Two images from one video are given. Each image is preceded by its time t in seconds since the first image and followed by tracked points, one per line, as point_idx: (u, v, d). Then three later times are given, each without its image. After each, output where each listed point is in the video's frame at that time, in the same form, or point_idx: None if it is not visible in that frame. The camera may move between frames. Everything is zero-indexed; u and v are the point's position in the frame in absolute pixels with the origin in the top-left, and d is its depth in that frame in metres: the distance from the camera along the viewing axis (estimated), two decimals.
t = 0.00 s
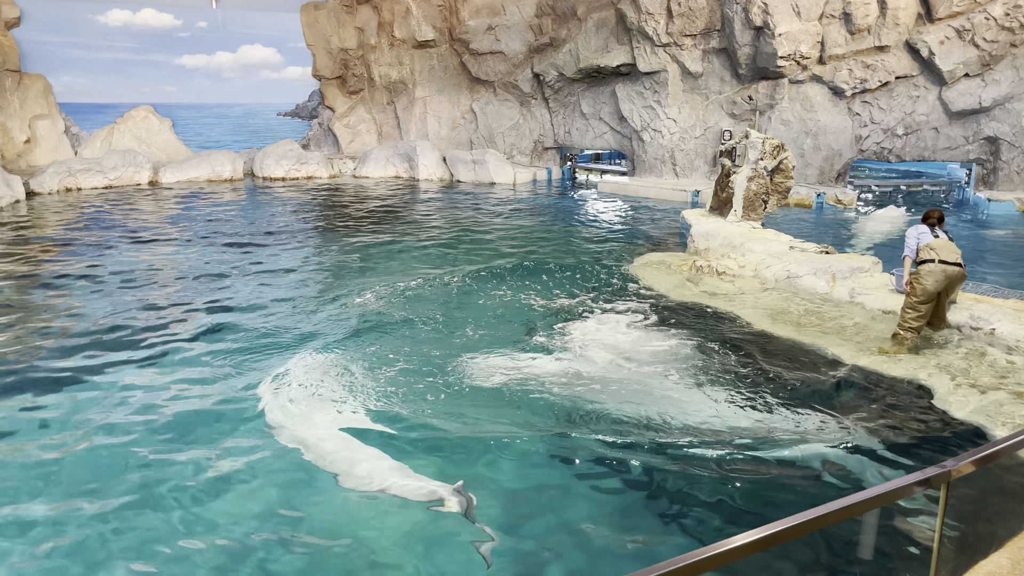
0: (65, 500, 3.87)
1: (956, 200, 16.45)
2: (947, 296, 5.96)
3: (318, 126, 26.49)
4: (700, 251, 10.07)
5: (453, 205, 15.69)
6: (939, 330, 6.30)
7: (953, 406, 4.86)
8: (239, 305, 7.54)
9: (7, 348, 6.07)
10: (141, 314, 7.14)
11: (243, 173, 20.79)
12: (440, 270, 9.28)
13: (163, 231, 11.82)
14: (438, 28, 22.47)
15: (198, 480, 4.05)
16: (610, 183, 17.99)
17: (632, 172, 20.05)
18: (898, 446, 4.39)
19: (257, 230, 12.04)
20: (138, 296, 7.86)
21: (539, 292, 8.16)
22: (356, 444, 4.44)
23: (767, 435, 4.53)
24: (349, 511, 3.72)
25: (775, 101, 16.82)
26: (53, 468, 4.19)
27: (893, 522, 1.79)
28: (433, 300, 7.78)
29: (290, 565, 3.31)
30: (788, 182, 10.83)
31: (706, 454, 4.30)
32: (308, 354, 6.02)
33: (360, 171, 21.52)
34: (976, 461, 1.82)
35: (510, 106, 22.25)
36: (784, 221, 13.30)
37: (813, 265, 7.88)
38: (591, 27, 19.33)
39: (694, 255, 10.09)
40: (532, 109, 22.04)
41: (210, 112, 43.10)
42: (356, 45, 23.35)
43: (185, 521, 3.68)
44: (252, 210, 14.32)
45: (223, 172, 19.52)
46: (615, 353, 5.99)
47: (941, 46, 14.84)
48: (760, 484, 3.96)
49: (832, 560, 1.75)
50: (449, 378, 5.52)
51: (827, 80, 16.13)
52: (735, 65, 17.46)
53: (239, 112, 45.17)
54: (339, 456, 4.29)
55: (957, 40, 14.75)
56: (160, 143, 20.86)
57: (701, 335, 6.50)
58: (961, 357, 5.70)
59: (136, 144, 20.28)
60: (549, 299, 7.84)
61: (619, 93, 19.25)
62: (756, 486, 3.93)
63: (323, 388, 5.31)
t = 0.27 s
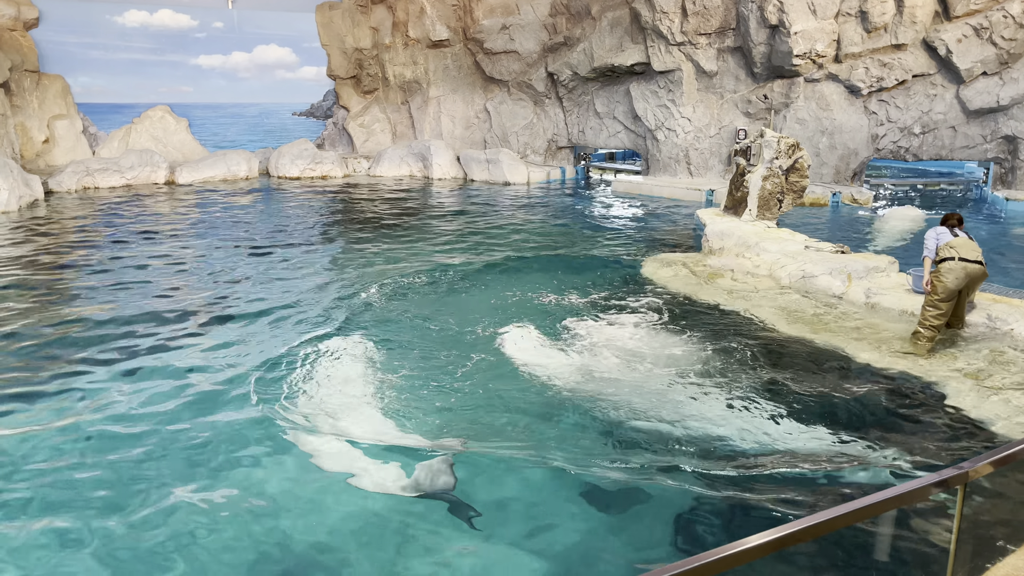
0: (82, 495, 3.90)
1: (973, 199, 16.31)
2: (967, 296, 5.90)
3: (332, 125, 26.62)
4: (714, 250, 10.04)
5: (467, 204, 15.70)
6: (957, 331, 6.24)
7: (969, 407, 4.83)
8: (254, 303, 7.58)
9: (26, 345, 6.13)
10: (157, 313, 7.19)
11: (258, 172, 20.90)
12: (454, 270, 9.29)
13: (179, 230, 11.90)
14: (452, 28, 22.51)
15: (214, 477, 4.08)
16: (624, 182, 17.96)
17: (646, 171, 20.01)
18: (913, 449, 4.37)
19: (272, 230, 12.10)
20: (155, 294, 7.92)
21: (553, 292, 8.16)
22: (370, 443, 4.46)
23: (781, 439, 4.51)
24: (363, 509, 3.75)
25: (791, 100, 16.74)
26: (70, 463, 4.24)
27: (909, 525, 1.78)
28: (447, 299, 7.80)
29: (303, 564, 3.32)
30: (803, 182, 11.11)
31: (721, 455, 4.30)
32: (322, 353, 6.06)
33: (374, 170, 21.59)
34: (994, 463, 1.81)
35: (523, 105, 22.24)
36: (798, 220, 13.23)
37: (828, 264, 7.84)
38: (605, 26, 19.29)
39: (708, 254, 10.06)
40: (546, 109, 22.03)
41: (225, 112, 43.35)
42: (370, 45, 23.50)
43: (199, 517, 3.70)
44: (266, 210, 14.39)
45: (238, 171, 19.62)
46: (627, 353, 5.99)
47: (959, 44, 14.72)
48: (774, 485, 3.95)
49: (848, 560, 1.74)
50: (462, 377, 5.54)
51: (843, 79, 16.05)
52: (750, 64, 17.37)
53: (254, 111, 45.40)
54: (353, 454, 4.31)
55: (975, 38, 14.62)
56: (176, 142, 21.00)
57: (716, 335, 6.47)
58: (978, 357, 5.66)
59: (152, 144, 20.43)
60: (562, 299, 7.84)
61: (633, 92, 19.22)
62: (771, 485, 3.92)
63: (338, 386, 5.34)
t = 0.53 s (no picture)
0: (95, 496, 3.94)
1: (987, 199, 16.19)
2: (981, 298, 5.85)
3: (344, 127, 26.72)
4: (725, 251, 10.01)
5: (477, 205, 15.72)
6: (972, 333, 6.20)
7: (983, 409, 4.80)
8: (266, 304, 7.62)
9: (41, 346, 6.18)
10: (170, 313, 7.23)
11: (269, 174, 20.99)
12: (465, 270, 9.30)
13: (192, 231, 11.97)
14: (463, 29, 22.53)
15: (226, 482, 4.11)
16: (635, 182, 17.94)
17: (657, 172, 19.98)
18: (926, 451, 4.34)
19: (284, 231, 12.14)
20: (168, 295, 7.97)
21: (563, 292, 8.16)
22: (381, 445, 4.48)
23: (792, 440, 4.49)
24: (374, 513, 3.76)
25: (803, 100, 16.67)
26: (84, 463, 4.27)
27: (921, 529, 1.77)
28: (457, 300, 7.80)
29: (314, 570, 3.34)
30: (816, 182, 10.88)
31: (734, 459, 4.28)
32: (332, 354, 6.08)
33: (386, 171, 21.64)
34: (1007, 465, 1.80)
35: (534, 106, 22.24)
36: (810, 221, 13.19)
37: (841, 265, 7.80)
38: (616, 26, 19.27)
39: (720, 255, 10.04)
40: (557, 109, 22.02)
41: (237, 113, 43.57)
42: (381, 46, 23.54)
43: (212, 522, 3.72)
44: (278, 211, 14.45)
45: (250, 172, 19.71)
46: (637, 353, 5.98)
47: (972, 43, 14.62)
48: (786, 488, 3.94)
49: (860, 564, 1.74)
50: (472, 378, 5.55)
51: (856, 79, 15.97)
52: (761, 64, 17.31)
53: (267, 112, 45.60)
54: (364, 457, 4.33)
55: (988, 37, 14.52)
56: (189, 144, 21.11)
57: (729, 336, 6.45)
58: (991, 359, 5.61)
59: (165, 145, 20.55)
60: (573, 299, 7.83)
61: (644, 93, 19.19)
62: (782, 491, 3.91)
63: (351, 388, 5.35)
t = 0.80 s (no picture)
0: (106, 494, 3.97)
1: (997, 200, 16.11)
2: (992, 299, 5.82)
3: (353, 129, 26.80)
4: (734, 253, 10.00)
5: (485, 207, 15.75)
6: (982, 335, 6.17)
7: (992, 411, 4.78)
8: (275, 306, 7.65)
9: (52, 348, 6.23)
10: (180, 315, 7.28)
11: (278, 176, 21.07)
12: (473, 272, 9.32)
13: (202, 233, 12.03)
14: (471, 31, 22.58)
15: (236, 481, 4.13)
16: (642, 184, 17.95)
17: (665, 174, 19.98)
18: (936, 452, 4.33)
19: (293, 233, 12.20)
20: (178, 296, 8.02)
21: (571, 294, 8.17)
22: (391, 448, 4.50)
23: (801, 442, 4.48)
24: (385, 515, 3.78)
25: (811, 101, 16.64)
26: (95, 462, 4.31)
27: (931, 530, 1.77)
28: (466, 302, 7.82)
29: (322, 572, 3.35)
30: (824, 183, 10.73)
31: (744, 459, 4.28)
32: (341, 355, 6.10)
33: (394, 173, 21.71)
34: (1018, 467, 1.80)
35: (542, 108, 22.25)
36: (818, 222, 13.15)
37: (849, 267, 7.78)
38: (624, 28, 19.28)
39: (728, 256, 10.03)
40: (565, 111, 22.03)
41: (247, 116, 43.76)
42: (389, 49, 23.44)
43: (222, 522, 3.74)
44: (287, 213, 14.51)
45: (259, 174, 19.79)
46: (645, 353, 5.98)
47: (981, 44, 14.56)
48: (795, 491, 3.94)
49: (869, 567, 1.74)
50: (480, 379, 5.56)
51: (864, 80, 15.93)
52: (769, 65, 17.28)
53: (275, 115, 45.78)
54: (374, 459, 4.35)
55: (998, 38, 14.46)
56: (198, 147, 21.22)
57: (737, 338, 6.45)
58: (1002, 361, 5.59)
59: (175, 148, 20.66)
60: (580, 301, 7.83)
61: (651, 94, 19.20)
62: (792, 494, 3.90)
63: (361, 388, 5.37)
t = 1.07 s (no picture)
0: (113, 498, 3.99)
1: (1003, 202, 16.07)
2: (999, 301, 5.82)
3: (358, 132, 26.89)
4: (739, 255, 9.99)
5: (490, 209, 15.76)
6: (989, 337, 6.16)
7: (1000, 414, 4.76)
8: (280, 308, 7.68)
9: (60, 351, 6.27)
10: (185, 318, 7.31)
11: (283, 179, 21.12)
12: (478, 275, 9.32)
13: (207, 237, 12.06)
14: (476, 34, 22.61)
15: (242, 484, 4.16)
16: (647, 186, 17.95)
17: (670, 176, 19.98)
18: (941, 456, 4.31)
19: (298, 236, 12.22)
20: (185, 299, 8.05)
21: (576, 297, 8.17)
22: (396, 451, 4.51)
23: (806, 446, 4.47)
24: (392, 520, 3.80)
25: (816, 103, 16.61)
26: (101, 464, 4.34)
27: (938, 533, 1.77)
28: (470, 304, 7.82)
29: None
30: (828, 185, 10.93)
31: (749, 464, 4.28)
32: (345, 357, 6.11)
33: (399, 176, 21.75)
34: None
35: (546, 110, 22.25)
36: (823, 224, 13.15)
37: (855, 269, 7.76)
38: (628, 31, 19.27)
39: (733, 259, 10.02)
40: (569, 114, 22.02)
41: (252, 119, 43.86)
42: (393, 52, 23.65)
43: (227, 526, 3.75)
44: (292, 216, 14.54)
45: (264, 178, 19.82)
46: (649, 356, 5.97)
47: (987, 45, 14.54)
48: (799, 494, 3.94)
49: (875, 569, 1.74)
50: (485, 382, 5.57)
51: (869, 82, 15.89)
52: (774, 68, 17.26)
53: (280, 117, 45.92)
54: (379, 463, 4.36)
55: (1004, 39, 14.45)
56: (204, 150, 21.27)
57: (742, 341, 6.43)
58: (1009, 363, 5.57)
59: (180, 152, 20.73)
60: (584, 305, 7.79)
61: (656, 97, 19.20)
62: (797, 498, 3.90)
63: (366, 391, 5.39)
